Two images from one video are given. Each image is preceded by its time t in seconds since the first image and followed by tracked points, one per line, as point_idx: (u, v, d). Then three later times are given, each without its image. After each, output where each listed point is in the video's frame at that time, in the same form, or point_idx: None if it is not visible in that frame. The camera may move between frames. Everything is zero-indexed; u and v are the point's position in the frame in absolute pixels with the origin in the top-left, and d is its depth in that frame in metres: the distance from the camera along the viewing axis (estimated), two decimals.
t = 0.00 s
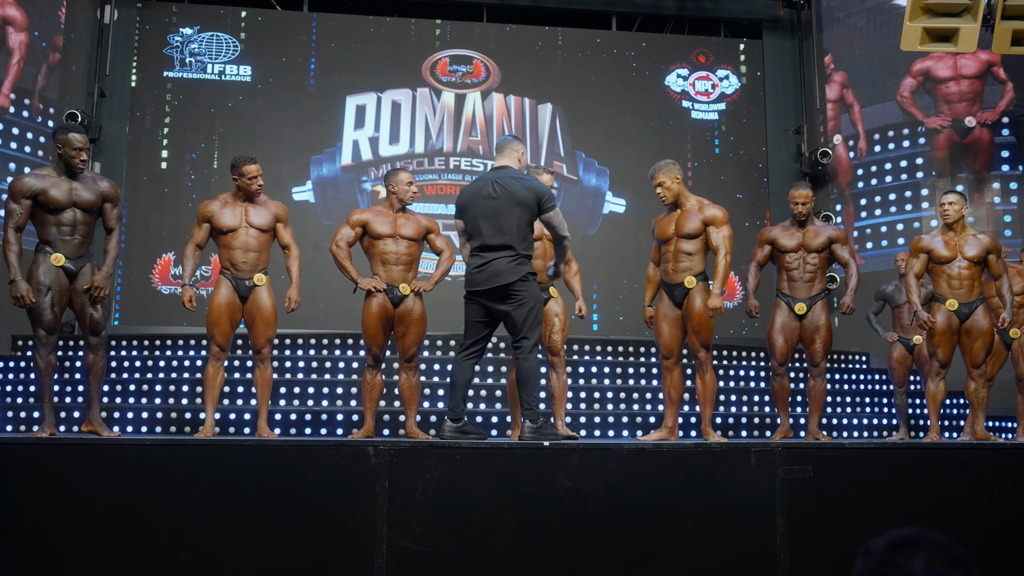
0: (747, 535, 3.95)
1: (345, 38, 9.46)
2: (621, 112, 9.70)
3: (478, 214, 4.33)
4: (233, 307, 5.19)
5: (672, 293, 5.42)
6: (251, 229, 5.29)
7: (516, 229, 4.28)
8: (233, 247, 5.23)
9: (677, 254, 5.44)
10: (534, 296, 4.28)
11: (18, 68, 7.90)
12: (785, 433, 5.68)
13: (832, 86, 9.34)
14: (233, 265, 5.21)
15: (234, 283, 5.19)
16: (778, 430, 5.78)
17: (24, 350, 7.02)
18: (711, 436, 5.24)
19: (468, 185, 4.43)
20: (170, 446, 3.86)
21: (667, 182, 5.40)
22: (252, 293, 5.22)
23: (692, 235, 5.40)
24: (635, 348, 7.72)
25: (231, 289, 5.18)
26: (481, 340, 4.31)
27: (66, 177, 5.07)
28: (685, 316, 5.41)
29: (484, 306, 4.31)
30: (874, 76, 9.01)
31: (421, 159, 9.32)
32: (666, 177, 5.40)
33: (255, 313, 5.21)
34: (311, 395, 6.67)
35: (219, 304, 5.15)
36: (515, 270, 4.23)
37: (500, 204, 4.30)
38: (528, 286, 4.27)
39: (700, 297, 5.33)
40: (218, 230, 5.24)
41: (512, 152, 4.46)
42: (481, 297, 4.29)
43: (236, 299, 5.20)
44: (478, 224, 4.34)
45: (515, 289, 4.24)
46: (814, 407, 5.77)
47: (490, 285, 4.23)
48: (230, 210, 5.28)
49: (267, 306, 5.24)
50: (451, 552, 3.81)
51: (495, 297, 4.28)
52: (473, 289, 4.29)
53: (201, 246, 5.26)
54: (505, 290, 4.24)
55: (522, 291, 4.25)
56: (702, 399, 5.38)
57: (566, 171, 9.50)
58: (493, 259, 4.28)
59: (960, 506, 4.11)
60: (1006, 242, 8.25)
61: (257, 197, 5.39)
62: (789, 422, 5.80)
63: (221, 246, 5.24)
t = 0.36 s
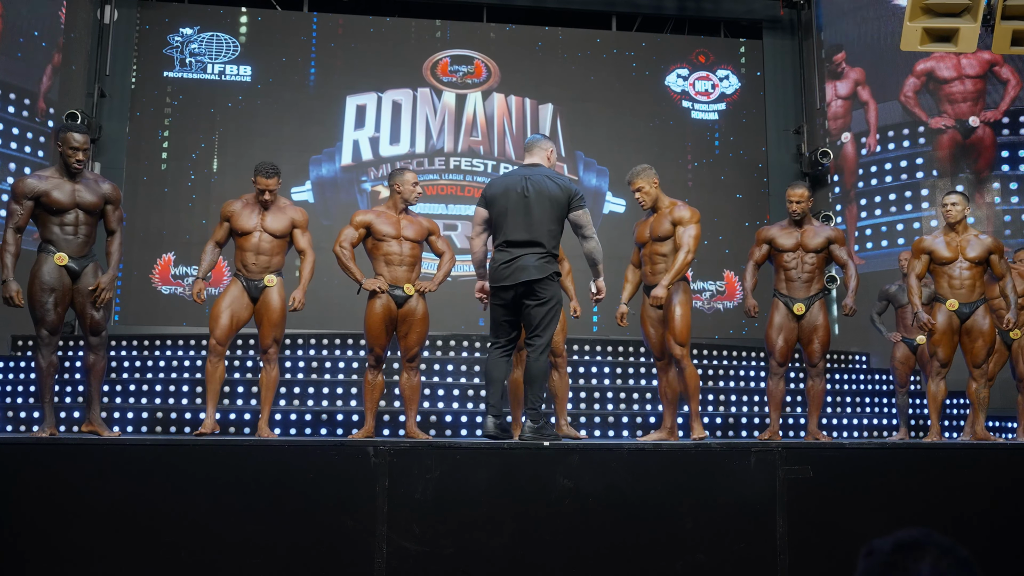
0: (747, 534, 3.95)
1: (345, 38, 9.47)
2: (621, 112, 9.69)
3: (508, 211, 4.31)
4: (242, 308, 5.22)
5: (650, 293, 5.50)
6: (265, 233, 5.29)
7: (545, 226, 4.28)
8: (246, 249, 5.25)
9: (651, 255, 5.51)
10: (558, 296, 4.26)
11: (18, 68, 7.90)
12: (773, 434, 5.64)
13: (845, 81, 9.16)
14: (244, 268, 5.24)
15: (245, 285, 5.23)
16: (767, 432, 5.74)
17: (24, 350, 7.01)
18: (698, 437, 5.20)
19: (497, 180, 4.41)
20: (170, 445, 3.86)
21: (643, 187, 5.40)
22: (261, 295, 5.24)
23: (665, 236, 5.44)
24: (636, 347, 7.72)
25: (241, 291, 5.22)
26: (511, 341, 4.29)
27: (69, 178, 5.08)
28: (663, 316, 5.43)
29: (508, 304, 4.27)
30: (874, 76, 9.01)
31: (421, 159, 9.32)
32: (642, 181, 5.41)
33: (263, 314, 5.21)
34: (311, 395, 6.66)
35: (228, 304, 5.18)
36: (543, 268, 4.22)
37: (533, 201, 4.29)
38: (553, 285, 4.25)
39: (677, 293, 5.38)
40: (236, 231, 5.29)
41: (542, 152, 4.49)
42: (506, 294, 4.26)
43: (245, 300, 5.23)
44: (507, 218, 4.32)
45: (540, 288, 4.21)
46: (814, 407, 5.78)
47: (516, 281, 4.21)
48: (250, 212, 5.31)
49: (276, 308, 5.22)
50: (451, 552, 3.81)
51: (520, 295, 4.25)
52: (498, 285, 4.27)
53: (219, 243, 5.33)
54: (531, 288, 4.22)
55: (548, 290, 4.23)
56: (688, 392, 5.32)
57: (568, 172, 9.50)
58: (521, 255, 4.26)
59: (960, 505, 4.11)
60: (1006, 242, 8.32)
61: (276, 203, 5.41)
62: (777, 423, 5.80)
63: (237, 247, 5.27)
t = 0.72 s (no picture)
0: (747, 534, 3.95)
1: (345, 37, 9.46)
2: (621, 111, 9.69)
3: (509, 213, 4.32)
4: (243, 307, 5.22)
5: (638, 292, 5.50)
6: (268, 234, 5.28)
7: (548, 225, 4.27)
8: (248, 248, 5.25)
9: (639, 254, 5.51)
10: (568, 295, 4.25)
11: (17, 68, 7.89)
12: (773, 434, 5.64)
13: (853, 80, 9.14)
14: (247, 268, 5.24)
15: (247, 284, 5.22)
16: (766, 432, 5.72)
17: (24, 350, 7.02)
18: (667, 435, 5.13)
19: (497, 184, 4.42)
20: (170, 446, 3.86)
21: (629, 185, 5.38)
22: (263, 294, 5.23)
23: (652, 234, 5.44)
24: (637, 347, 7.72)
25: (242, 290, 5.23)
26: (521, 341, 4.27)
27: (67, 179, 5.08)
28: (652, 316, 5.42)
29: (520, 304, 4.25)
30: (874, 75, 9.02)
31: (421, 158, 9.32)
32: (628, 180, 5.37)
33: (264, 314, 5.21)
34: (311, 394, 6.66)
35: (227, 302, 5.19)
36: (550, 268, 4.20)
37: (532, 202, 4.29)
38: (563, 283, 4.24)
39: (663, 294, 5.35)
40: (239, 230, 5.28)
41: (539, 151, 4.48)
42: (515, 296, 4.26)
43: (247, 299, 5.23)
44: (510, 222, 4.32)
45: (549, 288, 4.20)
46: (810, 406, 5.77)
47: (525, 283, 4.19)
48: (254, 211, 5.31)
49: (278, 309, 5.22)
50: (451, 552, 3.82)
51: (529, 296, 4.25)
52: (508, 287, 4.25)
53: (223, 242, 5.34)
54: (540, 289, 4.21)
55: (557, 289, 4.21)
56: (664, 397, 5.26)
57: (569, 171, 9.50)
58: (528, 256, 4.25)
59: (960, 505, 4.11)
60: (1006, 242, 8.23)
61: (281, 205, 5.38)
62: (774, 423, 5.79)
63: (239, 246, 5.27)
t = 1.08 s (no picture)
0: (748, 535, 3.95)
1: (345, 37, 9.47)
2: (622, 112, 9.69)
3: (530, 216, 4.34)
4: (237, 307, 5.19)
5: (635, 292, 5.48)
6: (257, 234, 5.28)
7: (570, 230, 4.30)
8: (238, 248, 5.24)
9: (635, 254, 5.50)
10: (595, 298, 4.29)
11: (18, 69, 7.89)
12: (773, 435, 5.65)
13: (851, 82, 9.23)
14: (239, 268, 5.22)
15: (238, 284, 5.19)
16: (766, 432, 5.74)
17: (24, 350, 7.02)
18: (668, 437, 5.20)
19: (516, 187, 4.43)
20: (169, 446, 3.86)
21: (625, 184, 5.35)
22: (256, 294, 5.21)
23: (648, 233, 5.44)
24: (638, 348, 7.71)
25: (235, 289, 5.18)
26: (528, 344, 4.25)
27: (74, 180, 5.09)
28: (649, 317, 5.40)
29: (535, 304, 4.30)
30: (874, 76, 9.03)
31: (422, 159, 9.33)
32: (624, 179, 5.35)
33: (258, 313, 5.20)
34: (310, 394, 6.66)
35: (221, 303, 5.14)
36: (572, 271, 4.25)
37: (553, 206, 4.32)
38: (586, 287, 4.28)
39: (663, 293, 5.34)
40: (228, 230, 5.26)
41: (558, 156, 4.52)
42: (535, 298, 4.28)
43: (240, 298, 5.20)
44: (530, 225, 4.34)
45: (571, 291, 4.24)
46: (805, 407, 5.77)
47: (548, 285, 4.23)
48: (241, 210, 5.29)
49: (271, 307, 5.22)
50: (451, 552, 3.81)
51: (549, 299, 4.27)
52: (526, 289, 4.28)
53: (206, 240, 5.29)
54: (561, 292, 4.25)
55: (579, 293, 4.25)
56: (667, 398, 5.29)
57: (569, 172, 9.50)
58: (548, 259, 4.28)
59: (961, 507, 4.11)
60: (1007, 243, 8.19)
61: (268, 203, 5.38)
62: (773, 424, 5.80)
63: (228, 246, 5.25)
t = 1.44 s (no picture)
0: (748, 534, 3.95)
1: (345, 37, 9.46)
2: (622, 111, 9.68)
3: (587, 212, 4.32)
4: (226, 306, 5.18)
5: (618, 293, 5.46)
6: (242, 232, 5.27)
7: (624, 231, 4.36)
8: (224, 246, 5.22)
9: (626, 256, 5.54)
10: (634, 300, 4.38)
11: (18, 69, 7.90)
12: (773, 434, 5.64)
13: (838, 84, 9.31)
14: (224, 267, 5.21)
15: (226, 283, 5.19)
16: (766, 432, 5.73)
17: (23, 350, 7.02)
18: (667, 437, 5.20)
19: (571, 180, 4.38)
20: (170, 446, 3.86)
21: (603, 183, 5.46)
22: (244, 293, 5.22)
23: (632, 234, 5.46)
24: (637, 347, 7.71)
25: (223, 288, 5.19)
26: (559, 343, 4.27)
27: (88, 181, 5.11)
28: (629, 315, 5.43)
29: (574, 304, 4.29)
30: (874, 75, 9.05)
31: (421, 159, 9.32)
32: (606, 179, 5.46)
33: (250, 312, 5.21)
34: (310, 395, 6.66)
35: (211, 303, 5.14)
36: (621, 271, 4.30)
37: (611, 205, 4.35)
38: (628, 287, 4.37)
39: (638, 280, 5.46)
40: (208, 230, 5.23)
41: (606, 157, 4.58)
42: (583, 296, 4.26)
43: (229, 298, 5.20)
44: (586, 220, 4.31)
45: (619, 291, 4.29)
46: (805, 407, 5.76)
47: (600, 284, 4.24)
48: (220, 210, 5.27)
49: (262, 306, 5.23)
50: (451, 552, 3.81)
51: (595, 297, 4.28)
52: (574, 287, 4.26)
53: (182, 235, 5.20)
54: (611, 291, 4.28)
55: (624, 293, 4.32)
56: (661, 397, 5.32)
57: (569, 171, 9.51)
58: (600, 257, 4.28)
59: (961, 507, 4.11)
60: (1007, 243, 8.21)
61: (247, 200, 5.37)
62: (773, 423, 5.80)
63: (211, 246, 5.22)
